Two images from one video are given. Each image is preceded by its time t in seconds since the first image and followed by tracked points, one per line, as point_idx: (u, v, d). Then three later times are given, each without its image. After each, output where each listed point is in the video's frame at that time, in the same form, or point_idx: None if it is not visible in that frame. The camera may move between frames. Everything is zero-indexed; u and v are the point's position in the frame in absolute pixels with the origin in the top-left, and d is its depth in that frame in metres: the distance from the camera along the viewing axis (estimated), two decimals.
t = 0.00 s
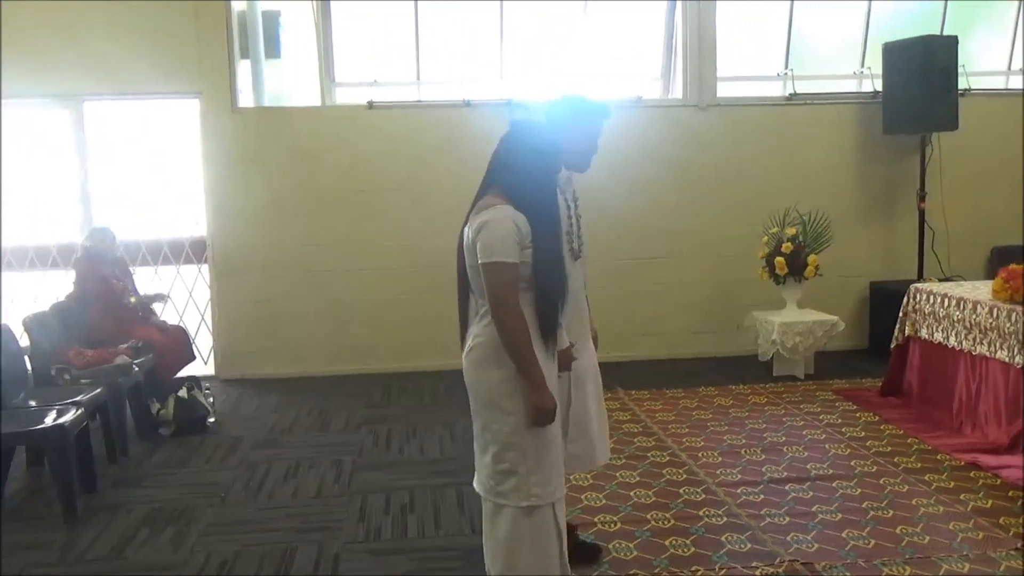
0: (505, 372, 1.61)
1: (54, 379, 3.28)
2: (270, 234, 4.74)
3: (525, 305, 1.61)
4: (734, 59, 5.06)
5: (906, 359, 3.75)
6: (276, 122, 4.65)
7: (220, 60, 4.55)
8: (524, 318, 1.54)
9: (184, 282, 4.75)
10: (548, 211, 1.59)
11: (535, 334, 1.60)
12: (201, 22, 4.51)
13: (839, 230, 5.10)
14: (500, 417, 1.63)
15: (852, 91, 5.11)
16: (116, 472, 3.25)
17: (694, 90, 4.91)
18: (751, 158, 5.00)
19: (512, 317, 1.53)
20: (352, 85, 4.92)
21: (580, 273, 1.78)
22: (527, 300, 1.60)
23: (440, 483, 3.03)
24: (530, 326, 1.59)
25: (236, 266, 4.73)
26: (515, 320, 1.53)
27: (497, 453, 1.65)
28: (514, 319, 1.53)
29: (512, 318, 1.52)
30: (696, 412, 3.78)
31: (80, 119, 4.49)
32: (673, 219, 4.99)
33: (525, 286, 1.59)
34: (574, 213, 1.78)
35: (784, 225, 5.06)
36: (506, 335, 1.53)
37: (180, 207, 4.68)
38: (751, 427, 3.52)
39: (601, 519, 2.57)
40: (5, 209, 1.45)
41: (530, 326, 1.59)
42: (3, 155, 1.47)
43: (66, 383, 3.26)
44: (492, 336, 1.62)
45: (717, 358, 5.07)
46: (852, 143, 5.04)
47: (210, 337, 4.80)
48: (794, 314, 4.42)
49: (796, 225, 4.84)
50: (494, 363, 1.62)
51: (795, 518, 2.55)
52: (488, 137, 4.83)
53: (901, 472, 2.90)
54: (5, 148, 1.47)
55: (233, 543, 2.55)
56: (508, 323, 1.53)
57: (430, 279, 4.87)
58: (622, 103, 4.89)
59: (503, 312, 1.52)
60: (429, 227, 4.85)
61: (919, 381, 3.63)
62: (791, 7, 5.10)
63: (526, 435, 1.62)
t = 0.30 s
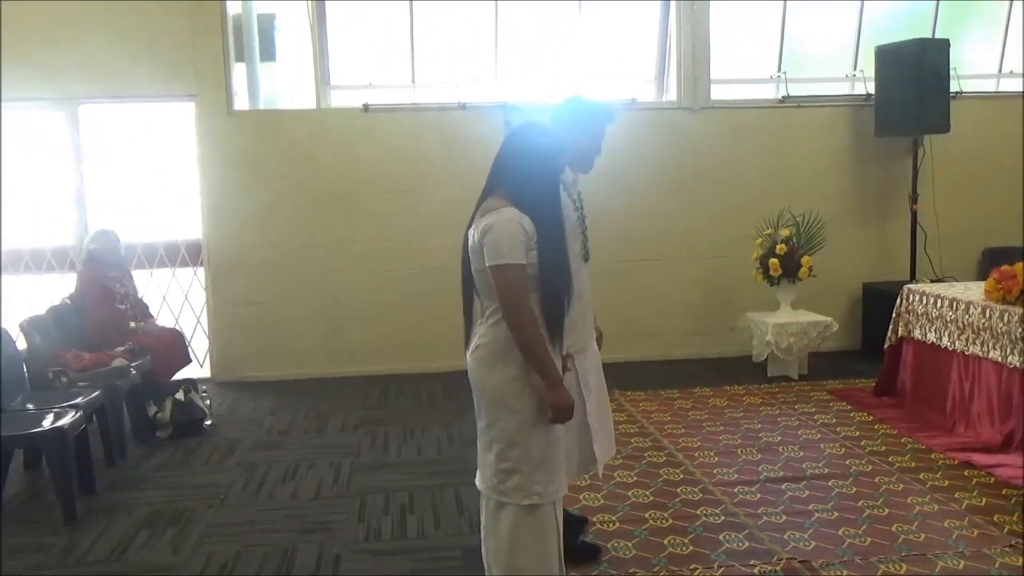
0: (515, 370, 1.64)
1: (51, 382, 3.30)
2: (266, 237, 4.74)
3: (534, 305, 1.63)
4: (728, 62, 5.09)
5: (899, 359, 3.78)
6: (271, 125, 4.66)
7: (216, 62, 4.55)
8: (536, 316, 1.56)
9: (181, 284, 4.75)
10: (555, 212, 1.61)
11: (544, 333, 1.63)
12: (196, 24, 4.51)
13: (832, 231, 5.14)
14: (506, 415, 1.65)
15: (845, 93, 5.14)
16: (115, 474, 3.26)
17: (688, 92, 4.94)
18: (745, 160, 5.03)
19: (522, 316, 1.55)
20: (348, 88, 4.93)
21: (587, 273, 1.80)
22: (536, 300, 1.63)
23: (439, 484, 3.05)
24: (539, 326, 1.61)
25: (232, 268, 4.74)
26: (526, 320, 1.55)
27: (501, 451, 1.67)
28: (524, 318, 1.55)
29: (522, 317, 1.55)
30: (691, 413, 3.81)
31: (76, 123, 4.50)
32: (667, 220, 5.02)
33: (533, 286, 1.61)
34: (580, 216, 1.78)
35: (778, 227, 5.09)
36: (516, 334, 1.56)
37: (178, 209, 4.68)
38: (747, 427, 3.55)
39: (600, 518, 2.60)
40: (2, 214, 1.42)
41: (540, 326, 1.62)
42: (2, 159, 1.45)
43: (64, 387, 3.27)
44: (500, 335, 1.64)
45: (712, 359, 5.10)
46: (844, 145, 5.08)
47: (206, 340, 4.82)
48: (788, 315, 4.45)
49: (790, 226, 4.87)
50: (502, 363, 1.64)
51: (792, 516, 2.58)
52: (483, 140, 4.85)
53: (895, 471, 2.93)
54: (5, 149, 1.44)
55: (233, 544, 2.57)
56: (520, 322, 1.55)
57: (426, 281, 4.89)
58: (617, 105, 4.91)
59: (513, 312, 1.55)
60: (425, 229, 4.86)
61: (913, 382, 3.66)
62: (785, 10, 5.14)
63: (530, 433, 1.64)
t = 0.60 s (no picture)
0: (518, 367, 1.66)
1: (46, 384, 3.28)
2: (259, 237, 4.75)
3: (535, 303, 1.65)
4: (718, 61, 5.12)
5: (891, 355, 3.82)
6: (264, 125, 4.67)
7: (208, 63, 4.55)
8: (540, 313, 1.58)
9: (174, 285, 4.76)
10: (558, 211, 1.63)
11: (546, 331, 1.64)
12: (188, 25, 4.51)
13: (823, 229, 5.17)
14: (509, 411, 1.66)
15: (835, 92, 5.18)
16: (111, 475, 3.26)
17: (679, 91, 4.96)
18: (737, 157, 5.06)
19: (525, 313, 1.57)
20: (340, 88, 4.93)
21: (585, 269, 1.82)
22: (537, 296, 1.64)
23: (435, 482, 3.06)
24: (541, 324, 1.63)
25: (225, 269, 4.73)
26: (529, 317, 1.57)
27: (505, 446, 1.68)
28: (527, 316, 1.57)
29: (525, 315, 1.57)
30: (685, 410, 3.83)
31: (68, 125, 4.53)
32: (660, 219, 5.04)
33: (534, 283, 1.63)
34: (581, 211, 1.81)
35: (769, 224, 5.12)
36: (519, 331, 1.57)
37: (170, 210, 4.69)
38: (741, 424, 3.57)
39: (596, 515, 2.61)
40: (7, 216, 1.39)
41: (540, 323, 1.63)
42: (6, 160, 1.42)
43: (59, 388, 3.26)
44: (502, 333, 1.66)
45: (704, 357, 5.12)
46: (834, 143, 5.11)
47: (200, 340, 4.82)
48: (780, 312, 4.48)
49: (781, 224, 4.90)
50: (504, 360, 1.66)
51: (787, 511, 2.60)
52: (476, 139, 4.86)
53: (888, 466, 2.96)
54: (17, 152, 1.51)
55: (232, 543, 2.58)
56: (523, 319, 1.57)
57: (420, 280, 4.90)
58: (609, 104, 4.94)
59: (517, 309, 1.57)
60: (418, 229, 4.87)
61: (905, 377, 3.70)
62: (775, 9, 5.16)
63: (534, 429, 1.66)
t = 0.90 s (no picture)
0: (517, 364, 1.66)
1: (39, 384, 3.27)
2: (251, 236, 4.74)
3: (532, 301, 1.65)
4: (709, 60, 5.14)
5: (881, 352, 3.84)
6: (256, 124, 4.66)
7: (198, 62, 4.55)
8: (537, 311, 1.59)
9: (166, 286, 4.75)
10: (555, 211, 1.64)
11: (543, 328, 1.65)
12: (179, 24, 4.50)
13: (813, 227, 5.20)
14: (509, 408, 1.68)
15: (824, 90, 5.21)
16: (104, 475, 3.26)
17: (670, 90, 4.98)
18: (728, 155, 5.08)
19: (522, 311, 1.58)
20: (332, 88, 4.93)
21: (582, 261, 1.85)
22: (534, 295, 1.65)
23: (429, 480, 3.08)
24: (538, 321, 1.64)
25: (217, 269, 4.73)
26: (527, 315, 1.58)
27: (505, 442, 1.69)
28: (524, 314, 1.58)
29: (522, 313, 1.58)
30: (676, 407, 3.85)
31: (57, 124, 4.51)
32: (651, 217, 5.05)
33: (531, 281, 1.64)
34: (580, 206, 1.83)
35: (760, 223, 5.15)
36: (518, 328, 1.59)
37: (161, 212, 4.68)
38: (733, 420, 3.59)
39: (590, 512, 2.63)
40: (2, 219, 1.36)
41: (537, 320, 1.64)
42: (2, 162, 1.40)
43: (52, 389, 3.24)
44: (499, 331, 1.67)
45: (696, 354, 5.14)
46: (824, 140, 5.15)
47: (191, 341, 4.82)
48: (771, 310, 4.50)
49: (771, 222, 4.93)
50: (502, 357, 1.67)
51: (779, 507, 2.62)
52: (468, 138, 4.87)
53: (879, 462, 2.98)
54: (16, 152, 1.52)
55: (227, 542, 2.58)
56: (522, 317, 1.58)
57: (412, 280, 4.91)
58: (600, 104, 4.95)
59: (514, 307, 1.58)
60: (410, 228, 4.88)
61: (895, 374, 3.72)
62: (765, 8, 5.19)
63: (534, 426, 1.67)
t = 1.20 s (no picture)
0: (514, 361, 1.70)
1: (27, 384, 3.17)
2: (240, 235, 4.73)
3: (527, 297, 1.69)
4: (697, 58, 5.16)
5: (869, 349, 3.87)
6: (246, 123, 4.65)
7: (187, 61, 4.53)
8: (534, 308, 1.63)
9: (154, 285, 4.74)
10: (549, 211, 1.68)
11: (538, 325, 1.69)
12: (168, 21, 4.49)
13: (801, 225, 5.22)
14: (510, 403, 1.72)
15: (811, 89, 5.24)
16: (94, 475, 3.25)
17: (659, 89, 4.99)
18: (716, 153, 5.10)
19: (518, 309, 1.62)
20: (321, 86, 4.93)
21: (574, 258, 1.86)
22: (529, 293, 1.68)
23: (420, 478, 3.08)
24: (533, 319, 1.67)
25: (207, 269, 4.71)
26: (521, 312, 1.62)
27: (508, 437, 1.74)
28: (521, 311, 1.62)
29: (519, 311, 1.62)
30: (666, 405, 3.86)
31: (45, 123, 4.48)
32: (641, 215, 5.07)
33: (525, 279, 1.67)
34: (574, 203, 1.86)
35: (748, 221, 5.17)
36: (514, 324, 1.63)
37: (148, 212, 4.66)
38: (722, 417, 3.61)
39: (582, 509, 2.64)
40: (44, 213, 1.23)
41: (533, 317, 1.67)
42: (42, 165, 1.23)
43: (40, 389, 3.17)
44: (495, 328, 1.71)
45: (685, 352, 5.16)
46: (811, 138, 5.17)
47: (180, 340, 4.81)
48: (759, 308, 4.52)
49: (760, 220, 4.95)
50: (499, 354, 1.71)
51: (769, 503, 2.63)
52: (457, 137, 4.88)
53: (867, 458, 3.00)
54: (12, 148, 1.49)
55: (218, 542, 2.58)
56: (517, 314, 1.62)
57: (401, 278, 4.91)
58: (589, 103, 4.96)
59: (510, 305, 1.62)
60: (399, 227, 4.88)
61: (883, 371, 3.75)
62: (751, 7, 5.21)
63: (535, 420, 1.72)
